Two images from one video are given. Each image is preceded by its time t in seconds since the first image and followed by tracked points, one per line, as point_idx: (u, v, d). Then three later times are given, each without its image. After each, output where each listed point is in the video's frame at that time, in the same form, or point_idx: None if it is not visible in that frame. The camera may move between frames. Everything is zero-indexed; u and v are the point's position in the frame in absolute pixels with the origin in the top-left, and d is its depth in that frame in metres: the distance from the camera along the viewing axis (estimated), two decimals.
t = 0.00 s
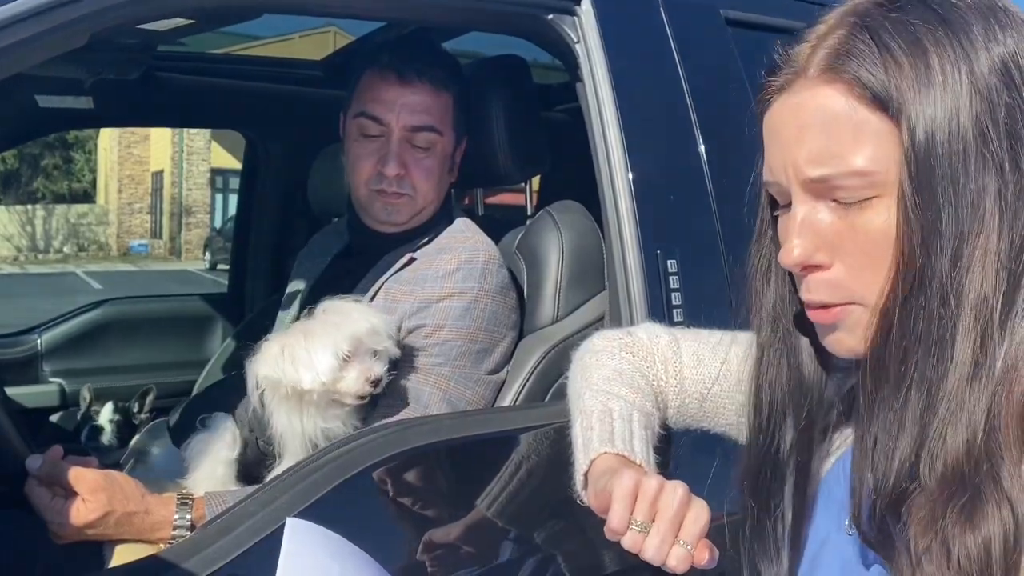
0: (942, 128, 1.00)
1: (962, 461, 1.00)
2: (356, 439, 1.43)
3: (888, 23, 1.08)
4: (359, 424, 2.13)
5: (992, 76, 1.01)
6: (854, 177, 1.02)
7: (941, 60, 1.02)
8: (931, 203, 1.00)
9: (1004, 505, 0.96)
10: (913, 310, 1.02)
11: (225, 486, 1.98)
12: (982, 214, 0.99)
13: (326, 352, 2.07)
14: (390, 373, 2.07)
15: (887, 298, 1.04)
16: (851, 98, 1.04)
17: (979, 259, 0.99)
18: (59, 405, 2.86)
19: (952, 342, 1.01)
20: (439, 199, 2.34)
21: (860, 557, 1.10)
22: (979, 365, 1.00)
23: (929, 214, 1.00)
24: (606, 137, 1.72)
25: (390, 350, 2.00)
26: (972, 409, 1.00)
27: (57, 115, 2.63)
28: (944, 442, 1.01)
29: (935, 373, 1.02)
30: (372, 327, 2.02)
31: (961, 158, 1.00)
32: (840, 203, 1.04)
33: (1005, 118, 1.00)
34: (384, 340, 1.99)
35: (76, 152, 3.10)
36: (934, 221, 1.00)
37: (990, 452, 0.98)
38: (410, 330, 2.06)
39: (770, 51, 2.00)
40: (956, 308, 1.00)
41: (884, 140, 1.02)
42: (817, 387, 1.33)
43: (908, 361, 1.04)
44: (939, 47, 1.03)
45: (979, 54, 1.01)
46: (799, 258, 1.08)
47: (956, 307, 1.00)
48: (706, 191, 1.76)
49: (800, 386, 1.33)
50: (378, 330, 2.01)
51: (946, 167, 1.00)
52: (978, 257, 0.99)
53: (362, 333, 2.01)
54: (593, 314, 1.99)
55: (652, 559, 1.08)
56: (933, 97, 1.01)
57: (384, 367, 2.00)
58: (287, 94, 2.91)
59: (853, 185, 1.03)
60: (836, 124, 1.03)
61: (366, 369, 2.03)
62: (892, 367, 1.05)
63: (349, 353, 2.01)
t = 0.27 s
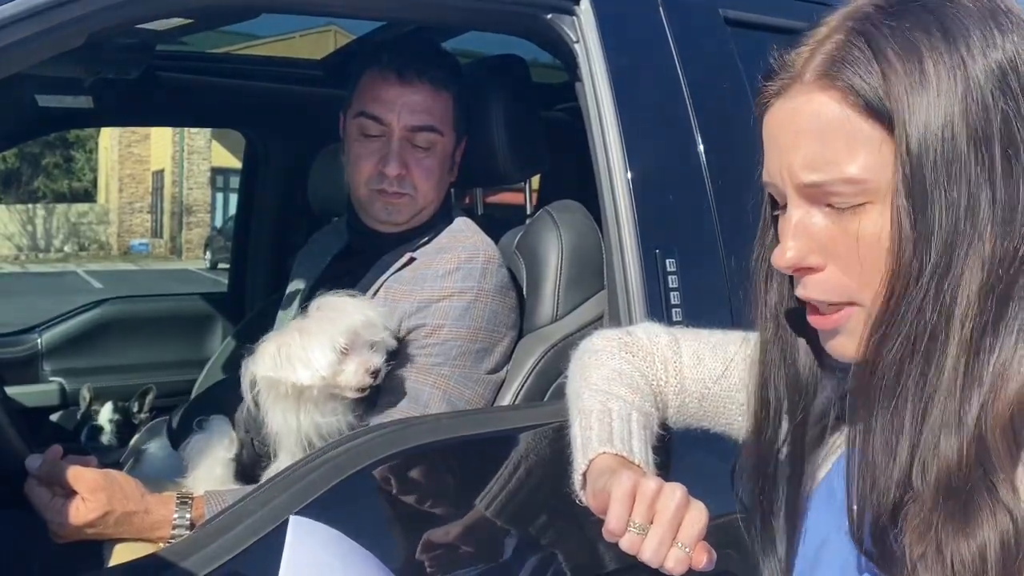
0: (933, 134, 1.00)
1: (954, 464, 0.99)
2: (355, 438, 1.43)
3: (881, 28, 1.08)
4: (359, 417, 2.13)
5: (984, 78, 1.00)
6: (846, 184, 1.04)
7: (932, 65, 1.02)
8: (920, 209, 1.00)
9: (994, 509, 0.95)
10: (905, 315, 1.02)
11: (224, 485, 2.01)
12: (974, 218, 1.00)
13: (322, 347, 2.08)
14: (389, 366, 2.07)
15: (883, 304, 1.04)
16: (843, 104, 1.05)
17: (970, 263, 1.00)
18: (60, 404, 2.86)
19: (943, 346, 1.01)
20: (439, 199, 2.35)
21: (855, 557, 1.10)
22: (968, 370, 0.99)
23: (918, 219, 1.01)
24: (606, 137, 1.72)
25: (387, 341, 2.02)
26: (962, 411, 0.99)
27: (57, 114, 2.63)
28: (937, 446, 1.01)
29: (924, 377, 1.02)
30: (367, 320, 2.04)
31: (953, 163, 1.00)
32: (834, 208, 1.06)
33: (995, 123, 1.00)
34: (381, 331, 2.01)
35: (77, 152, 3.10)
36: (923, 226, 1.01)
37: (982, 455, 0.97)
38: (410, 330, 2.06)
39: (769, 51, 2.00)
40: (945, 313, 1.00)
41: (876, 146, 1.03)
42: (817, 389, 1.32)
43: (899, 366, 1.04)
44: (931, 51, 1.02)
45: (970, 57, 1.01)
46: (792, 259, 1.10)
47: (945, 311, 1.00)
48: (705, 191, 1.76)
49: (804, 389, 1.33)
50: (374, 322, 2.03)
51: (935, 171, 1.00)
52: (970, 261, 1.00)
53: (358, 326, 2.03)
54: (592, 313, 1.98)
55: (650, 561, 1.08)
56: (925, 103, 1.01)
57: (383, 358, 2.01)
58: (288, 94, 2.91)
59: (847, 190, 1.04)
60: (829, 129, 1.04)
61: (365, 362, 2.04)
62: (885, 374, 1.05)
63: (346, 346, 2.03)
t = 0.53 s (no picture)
0: (870, 139, 0.99)
1: (884, 467, 1.01)
2: (353, 438, 1.43)
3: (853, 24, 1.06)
4: (364, 414, 2.11)
5: (930, 83, 0.97)
6: (788, 167, 1.12)
7: (882, 67, 0.99)
8: (856, 213, 1.01)
9: (917, 515, 0.98)
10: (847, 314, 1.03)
11: (225, 485, 1.99)
12: (904, 224, 0.97)
13: (326, 344, 2.07)
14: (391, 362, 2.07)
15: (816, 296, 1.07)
16: (804, 103, 1.07)
17: (900, 270, 0.99)
18: (61, 403, 2.86)
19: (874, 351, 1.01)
20: (440, 198, 2.35)
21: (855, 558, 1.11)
22: (900, 378, 1.00)
23: (853, 222, 1.01)
24: (605, 138, 1.73)
25: (389, 337, 2.02)
26: (895, 418, 1.00)
27: (58, 115, 2.64)
28: (879, 447, 1.02)
29: (863, 380, 1.03)
30: (368, 318, 2.04)
31: (889, 169, 0.98)
32: (790, 184, 1.14)
33: (936, 123, 0.96)
34: (382, 327, 2.01)
35: (78, 151, 3.11)
36: (859, 230, 1.01)
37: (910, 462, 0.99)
38: (410, 330, 2.06)
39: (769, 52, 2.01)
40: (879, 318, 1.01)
41: (818, 146, 1.04)
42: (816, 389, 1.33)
43: (840, 365, 1.05)
44: (886, 51, 1.00)
45: (923, 61, 0.97)
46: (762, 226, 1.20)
47: (878, 316, 1.01)
48: (704, 191, 1.77)
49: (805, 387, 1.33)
50: (376, 319, 2.04)
51: (871, 177, 0.99)
52: (899, 267, 0.99)
53: (360, 323, 2.03)
54: (592, 313, 1.99)
55: (646, 564, 1.09)
56: (866, 107, 0.99)
57: (385, 355, 2.01)
58: (288, 94, 2.91)
59: (791, 174, 1.12)
60: (780, 116, 1.12)
61: (368, 359, 2.03)
62: (825, 366, 1.07)
63: (348, 343, 2.02)
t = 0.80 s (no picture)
0: (865, 137, 1.01)
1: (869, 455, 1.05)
2: (356, 437, 1.44)
3: (866, 21, 1.08)
4: (367, 412, 2.12)
5: (927, 86, 0.97)
6: (787, 155, 1.15)
7: (882, 66, 1.01)
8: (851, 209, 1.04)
9: (891, 505, 1.01)
10: (843, 301, 1.07)
11: (229, 484, 2.00)
12: (895, 223, 1.00)
13: (328, 345, 2.07)
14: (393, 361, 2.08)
15: (816, 283, 1.11)
16: (808, 96, 1.09)
17: (890, 266, 1.02)
18: (62, 403, 2.87)
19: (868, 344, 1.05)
20: (441, 198, 2.36)
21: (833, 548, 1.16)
22: (891, 371, 1.03)
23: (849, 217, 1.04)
24: (606, 137, 1.73)
25: (391, 337, 2.03)
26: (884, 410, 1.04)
27: (59, 115, 2.64)
28: (866, 433, 1.06)
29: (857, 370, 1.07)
30: (370, 318, 2.04)
31: (882, 169, 1.00)
32: (790, 173, 1.17)
33: (931, 125, 0.96)
34: (385, 327, 2.02)
35: (80, 151, 3.11)
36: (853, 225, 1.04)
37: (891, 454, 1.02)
38: (412, 329, 2.07)
39: (769, 52, 2.01)
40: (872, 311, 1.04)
41: (818, 139, 1.07)
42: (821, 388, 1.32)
43: (838, 353, 1.09)
44: (888, 51, 1.02)
45: (922, 62, 0.98)
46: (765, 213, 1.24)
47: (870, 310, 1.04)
48: (705, 190, 1.77)
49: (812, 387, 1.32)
50: (378, 319, 2.04)
51: (865, 174, 1.02)
52: (890, 264, 1.02)
53: (362, 323, 2.03)
54: (593, 313, 1.99)
55: (644, 560, 1.09)
56: (864, 105, 1.02)
57: (388, 354, 2.02)
58: (290, 94, 2.92)
59: (789, 161, 1.16)
60: (786, 105, 1.15)
61: (371, 359, 2.04)
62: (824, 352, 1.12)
63: (351, 343, 2.03)
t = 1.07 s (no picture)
0: (849, 146, 1.02)
1: (850, 457, 1.06)
2: (358, 437, 1.44)
3: (852, 28, 1.08)
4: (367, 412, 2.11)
5: (911, 98, 0.98)
6: (777, 155, 1.16)
7: (867, 75, 1.01)
8: (832, 215, 1.04)
9: (870, 507, 1.03)
10: (824, 304, 1.08)
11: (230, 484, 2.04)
12: (876, 230, 1.01)
13: (328, 345, 2.06)
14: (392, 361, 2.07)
15: (799, 285, 1.12)
16: (796, 100, 1.10)
17: (870, 271, 1.02)
18: (64, 403, 2.88)
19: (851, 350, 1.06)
20: (442, 199, 2.36)
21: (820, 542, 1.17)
22: (872, 376, 1.04)
23: (831, 223, 1.05)
24: (606, 139, 1.74)
25: (391, 337, 2.02)
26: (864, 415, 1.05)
27: (61, 116, 2.65)
28: (848, 436, 1.07)
29: (836, 374, 1.08)
30: (370, 318, 2.03)
31: (865, 175, 1.01)
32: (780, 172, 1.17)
33: (915, 132, 0.97)
34: (384, 327, 2.01)
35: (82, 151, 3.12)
36: (835, 231, 1.04)
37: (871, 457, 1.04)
38: (413, 330, 2.07)
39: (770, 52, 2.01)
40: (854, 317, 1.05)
41: (804, 144, 1.07)
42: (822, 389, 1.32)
43: (819, 357, 1.10)
44: (874, 59, 1.02)
45: (907, 68, 0.99)
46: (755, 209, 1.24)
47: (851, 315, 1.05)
48: (705, 191, 1.78)
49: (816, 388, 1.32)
50: (378, 320, 2.03)
51: (847, 182, 1.02)
52: (871, 271, 1.02)
53: (361, 323, 2.02)
54: (594, 313, 2.00)
55: (651, 554, 1.10)
56: (849, 114, 1.02)
57: (388, 355, 2.02)
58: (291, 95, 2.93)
59: (778, 161, 1.16)
60: (778, 105, 1.16)
61: (370, 359, 2.03)
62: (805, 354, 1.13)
63: (351, 343, 2.03)
